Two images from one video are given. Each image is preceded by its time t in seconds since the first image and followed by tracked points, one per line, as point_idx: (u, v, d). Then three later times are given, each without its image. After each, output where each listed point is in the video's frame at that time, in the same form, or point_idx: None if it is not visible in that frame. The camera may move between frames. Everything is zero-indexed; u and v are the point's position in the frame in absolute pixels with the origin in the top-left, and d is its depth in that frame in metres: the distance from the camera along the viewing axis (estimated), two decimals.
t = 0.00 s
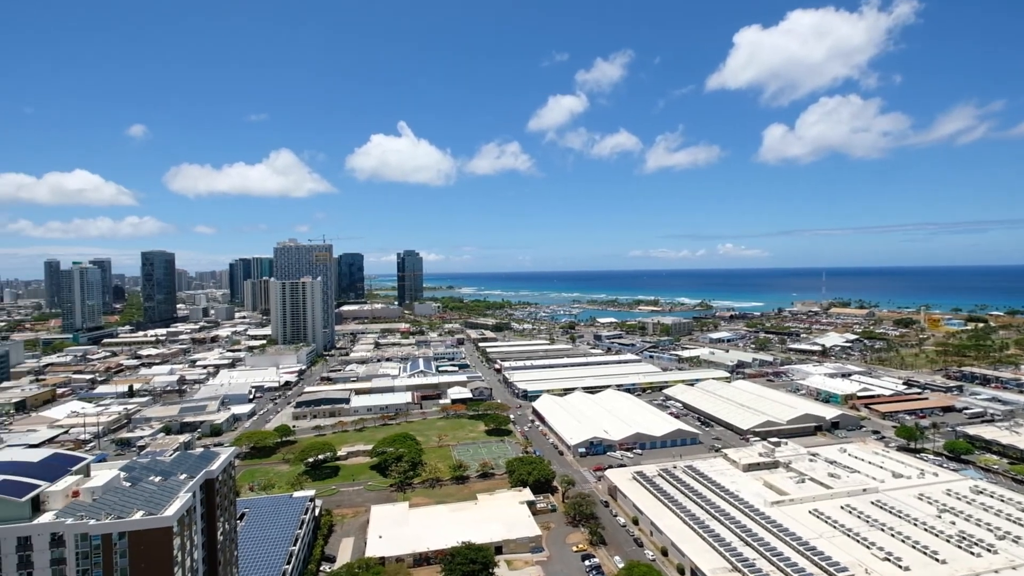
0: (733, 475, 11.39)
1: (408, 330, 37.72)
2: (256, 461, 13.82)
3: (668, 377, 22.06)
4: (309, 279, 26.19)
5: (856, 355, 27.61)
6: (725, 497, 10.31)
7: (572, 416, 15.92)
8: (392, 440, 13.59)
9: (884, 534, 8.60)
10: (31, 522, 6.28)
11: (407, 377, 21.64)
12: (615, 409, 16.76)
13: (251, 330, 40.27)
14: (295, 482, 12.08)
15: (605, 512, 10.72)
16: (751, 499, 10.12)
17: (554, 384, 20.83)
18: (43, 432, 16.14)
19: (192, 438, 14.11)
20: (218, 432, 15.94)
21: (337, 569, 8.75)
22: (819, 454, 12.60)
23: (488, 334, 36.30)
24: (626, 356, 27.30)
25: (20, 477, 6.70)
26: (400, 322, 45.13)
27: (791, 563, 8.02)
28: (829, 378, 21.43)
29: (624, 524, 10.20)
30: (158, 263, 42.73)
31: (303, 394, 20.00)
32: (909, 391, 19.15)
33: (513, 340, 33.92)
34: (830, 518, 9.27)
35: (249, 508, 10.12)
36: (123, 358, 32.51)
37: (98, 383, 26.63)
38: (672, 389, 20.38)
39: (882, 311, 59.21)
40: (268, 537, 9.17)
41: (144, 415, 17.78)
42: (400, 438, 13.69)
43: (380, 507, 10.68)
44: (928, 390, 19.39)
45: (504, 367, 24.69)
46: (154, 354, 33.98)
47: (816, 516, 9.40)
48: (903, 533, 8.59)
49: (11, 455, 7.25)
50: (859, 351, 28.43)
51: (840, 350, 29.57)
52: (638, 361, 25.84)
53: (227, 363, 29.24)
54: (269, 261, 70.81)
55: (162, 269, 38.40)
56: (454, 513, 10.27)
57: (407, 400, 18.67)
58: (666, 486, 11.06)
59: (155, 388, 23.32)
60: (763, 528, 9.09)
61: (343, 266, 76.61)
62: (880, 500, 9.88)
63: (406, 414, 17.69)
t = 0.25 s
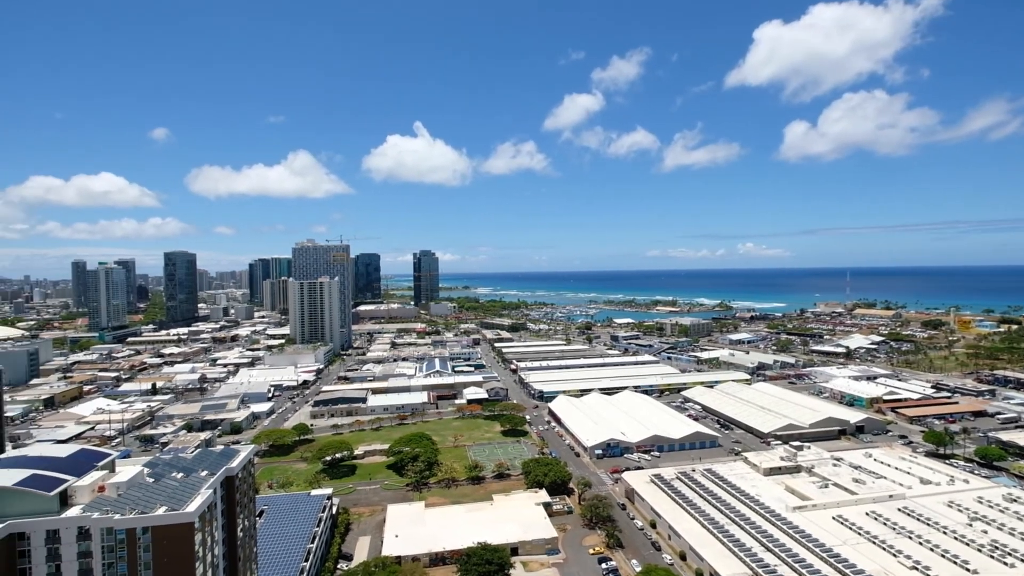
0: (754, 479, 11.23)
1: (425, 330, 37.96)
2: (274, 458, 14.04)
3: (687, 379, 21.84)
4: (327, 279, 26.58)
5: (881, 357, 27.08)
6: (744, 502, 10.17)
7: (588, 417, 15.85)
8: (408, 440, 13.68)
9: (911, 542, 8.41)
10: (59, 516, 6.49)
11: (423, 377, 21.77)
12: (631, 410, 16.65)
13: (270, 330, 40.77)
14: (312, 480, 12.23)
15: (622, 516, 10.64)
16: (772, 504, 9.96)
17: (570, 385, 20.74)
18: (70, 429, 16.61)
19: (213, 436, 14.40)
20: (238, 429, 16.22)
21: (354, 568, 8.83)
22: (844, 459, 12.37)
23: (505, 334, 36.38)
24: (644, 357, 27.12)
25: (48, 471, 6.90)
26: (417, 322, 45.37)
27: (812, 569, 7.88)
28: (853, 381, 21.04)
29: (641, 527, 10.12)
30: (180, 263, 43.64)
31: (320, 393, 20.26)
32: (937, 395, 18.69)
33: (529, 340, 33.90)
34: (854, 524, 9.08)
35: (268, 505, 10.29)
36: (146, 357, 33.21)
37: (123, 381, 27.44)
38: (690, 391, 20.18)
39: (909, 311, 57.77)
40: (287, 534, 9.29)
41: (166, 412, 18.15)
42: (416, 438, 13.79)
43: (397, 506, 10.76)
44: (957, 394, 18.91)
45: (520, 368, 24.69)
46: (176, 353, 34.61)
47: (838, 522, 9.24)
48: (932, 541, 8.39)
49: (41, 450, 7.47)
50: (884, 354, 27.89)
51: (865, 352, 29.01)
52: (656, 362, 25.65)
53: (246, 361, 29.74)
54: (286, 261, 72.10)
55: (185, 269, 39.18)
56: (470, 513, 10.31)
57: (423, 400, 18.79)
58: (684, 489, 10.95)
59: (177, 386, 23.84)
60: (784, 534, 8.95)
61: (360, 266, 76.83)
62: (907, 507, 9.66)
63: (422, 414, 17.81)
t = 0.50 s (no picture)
0: (771, 482, 11.09)
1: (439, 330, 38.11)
2: (290, 457, 14.22)
3: (703, 380, 21.63)
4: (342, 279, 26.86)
5: (904, 359, 26.56)
6: (761, 506, 10.04)
7: (602, 418, 15.79)
8: (422, 440, 13.75)
9: (935, 548, 8.24)
10: (81, 511, 6.64)
11: (437, 377, 21.87)
12: (646, 411, 16.55)
13: (286, 329, 41.21)
14: (327, 478, 12.36)
15: (638, 518, 10.55)
16: (790, 508, 9.82)
17: (584, 385, 20.68)
18: (93, 426, 17.00)
19: (230, 434, 14.63)
20: (254, 428, 16.46)
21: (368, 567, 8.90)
22: (865, 463, 12.16)
23: (519, 334, 36.43)
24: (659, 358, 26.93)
25: (71, 467, 7.06)
26: (430, 322, 45.55)
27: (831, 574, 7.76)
28: (874, 383, 20.67)
29: (656, 530, 10.04)
30: (198, 263, 44.39)
31: (335, 392, 20.47)
32: (962, 399, 18.28)
33: (543, 340, 33.87)
34: (875, 529, 8.91)
35: (284, 503, 10.42)
36: (166, 356, 33.82)
37: (142, 379, 28.02)
38: (706, 392, 19.99)
39: (933, 312, 56.51)
40: (302, 532, 9.39)
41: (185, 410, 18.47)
42: (429, 438, 13.88)
43: (410, 505, 10.81)
44: (983, 398, 18.47)
45: (533, 368, 24.68)
46: (194, 352, 35.17)
47: (859, 527, 9.08)
48: (957, 548, 8.20)
49: (64, 446, 7.64)
50: (907, 356, 27.34)
51: (887, 354, 28.50)
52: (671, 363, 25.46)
53: (262, 361, 30.14)
54: (302, 261, 72.80)
55: (203, 270, 39.84)
56: (483, 513, 10.32)
57: (436, 400, 18.88)
58: (701, 492, 10.83)
59: (195, 384, 24.25)
60: (804, 539, 8.82)
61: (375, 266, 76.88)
62: (932, 513, 9.46)
63: (435, 414, 17.89)
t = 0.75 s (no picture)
0: (793, 486, 10.91)
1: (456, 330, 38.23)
2: (307, 455, 14.41)
3: (721, 382, 21.36)
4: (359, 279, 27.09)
5: (931, 361, 25.96)
6: (782, 511, 9.89)
7: (618, 420, 15.70)
8: (437, 440, 13.82)
9: (963, 556, 8.04)
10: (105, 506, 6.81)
11: (453, 377, 21.96)
12: (663, 412, 16.40)
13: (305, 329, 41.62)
14: (343, 477, 12.50)
15: (654, 521, 10.46)
16: (812, 513, 9.66)
17: (601, 386, 20.57)
18: (117, 422, 17.42)
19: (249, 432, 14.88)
20: (272, 426, 16.71)
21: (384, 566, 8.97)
22: (890, 468, 11.90)
23: (535, 334, 36.42)
24: (676, 359, 26.67)
25: (96, 463, 7.25)
26: (446, 322, 45.71)
27: None
28: (900, 386, 20.22)
29: (674, 533, 9.95)
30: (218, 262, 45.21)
31: (352, 391, 20.68)
32: (992, 402, 17.79)
33: (559, 340, 33.78)
34: (900, 536, 8.71)
35: (301, 501, 10.55)
36: (187, 355, 34.42)
37: (165, 377, 28.63)
38: (725, 394, 19.74)
39: (962, 312, 54.98)
40: (319, 531, 9.49)
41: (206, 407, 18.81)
42: (444, 437, 13.95)
43: (426, 505, 10.86)
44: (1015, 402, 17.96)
45: (549, 368, 24.64)
46: (215, 350, 35.75)
47: (884, 533, 8.90)
48: (987, 556, 7.99)
49: (89, 442, 7.84)
50: (934, 358, 26.70)
51: (913, 356, 27.88)
52: (689, 364, 25.20)
53: (281, 360, 30.56)
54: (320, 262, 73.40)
55: (222, 270, 40.57)
56: (499, 514, 10.32)
57: (452, 399, 18.96)
58: (720, 496, 10.70)
59: (216, 382, 24.69)
60: (827, 544, 8.66)
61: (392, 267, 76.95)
62: (960, 520, 9.22)
63: (451, 414, 17.97)
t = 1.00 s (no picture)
0: (815, 491, 10.73)
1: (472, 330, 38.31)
2: (325, 453, 14.59)
3: (741, 383, 21.07)
4: (376, 279, 27.30)
5: (959, 364, 25.31)
6: (804, 516, 9.72)
7: (636, 421, 15.60)
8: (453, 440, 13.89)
9: (992, 564, 7.83)
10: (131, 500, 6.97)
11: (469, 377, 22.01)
12: (681, 414, 16.24)
13: (323, 328, 42.03)
14: (361, 475, 12.63)
15: (672, 524, 10.36)
16: (836, 518, 9.48)
17: (618, 387, 20.45)
18: (141, 419, 17.84)
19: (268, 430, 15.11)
20: (291, 424, 16.95)
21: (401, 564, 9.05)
22: (917, 473, 11.63)
23: (552, 334, 36.36)
24: (695, 360, 26.38)
25: (122, 458, 7.42)
26: (462, 321, 45.84)
27: None
28: (927, 388, 19.75)
29: (692, 536, 9.84)
30: (237, 262, 45.89)
31: (369, 390, 20.86)
32: None
33: (576, 340, 33.66)
34: (928, 543, 8.51)
35: (319, 498, 10.69)
36: (208, 353, 35.00)
37: (186, 375, 29.19)
38: (744, 395, 19.47)
39: (992, 313, 53.53)
40: (337, 528, 9.60)
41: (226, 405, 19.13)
42: (460, 437, 14.01)
43: (442, 504, 10.91)
44: None
45: (565, 369, 24.57)
46: (235, 349, 36.32)
47: (910, 540, 8.69)
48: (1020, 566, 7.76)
49: (115, 438, 8.02)
50: (964, 360, 26.02)
51: (942, 358, 27.22)
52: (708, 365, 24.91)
53: (299, 358, 30.93)
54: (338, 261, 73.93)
55: (242, 270, 41.17)
56: (516, 514, 10.32)
57: (468, 399, 19.02)
58: (741, 499, 10.56)
59: (236, 380, 25.11)
60: (851, 550, 8.49)
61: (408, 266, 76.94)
62: (991, 527, 8.98)
63: (467, 414, 18.03)
